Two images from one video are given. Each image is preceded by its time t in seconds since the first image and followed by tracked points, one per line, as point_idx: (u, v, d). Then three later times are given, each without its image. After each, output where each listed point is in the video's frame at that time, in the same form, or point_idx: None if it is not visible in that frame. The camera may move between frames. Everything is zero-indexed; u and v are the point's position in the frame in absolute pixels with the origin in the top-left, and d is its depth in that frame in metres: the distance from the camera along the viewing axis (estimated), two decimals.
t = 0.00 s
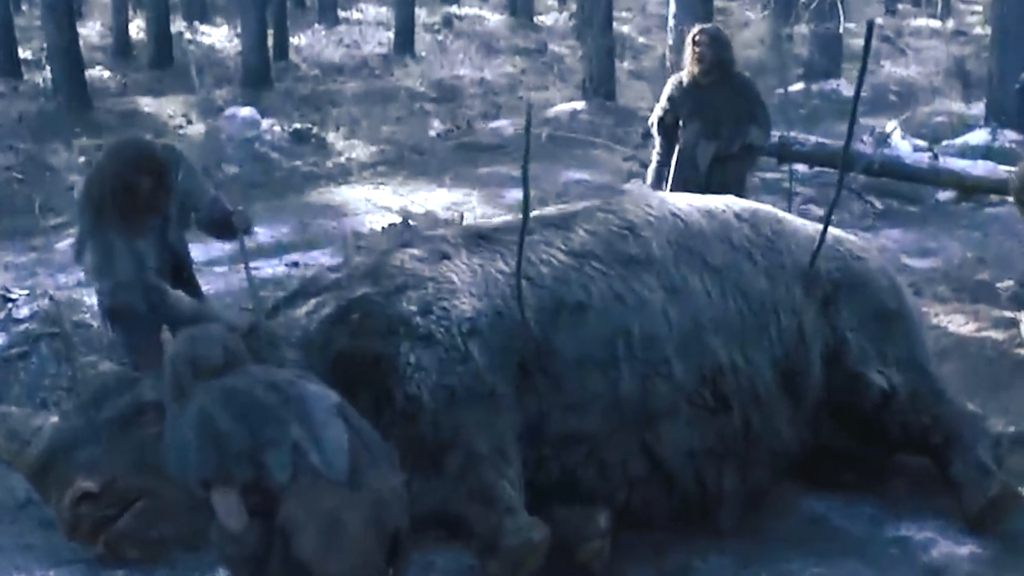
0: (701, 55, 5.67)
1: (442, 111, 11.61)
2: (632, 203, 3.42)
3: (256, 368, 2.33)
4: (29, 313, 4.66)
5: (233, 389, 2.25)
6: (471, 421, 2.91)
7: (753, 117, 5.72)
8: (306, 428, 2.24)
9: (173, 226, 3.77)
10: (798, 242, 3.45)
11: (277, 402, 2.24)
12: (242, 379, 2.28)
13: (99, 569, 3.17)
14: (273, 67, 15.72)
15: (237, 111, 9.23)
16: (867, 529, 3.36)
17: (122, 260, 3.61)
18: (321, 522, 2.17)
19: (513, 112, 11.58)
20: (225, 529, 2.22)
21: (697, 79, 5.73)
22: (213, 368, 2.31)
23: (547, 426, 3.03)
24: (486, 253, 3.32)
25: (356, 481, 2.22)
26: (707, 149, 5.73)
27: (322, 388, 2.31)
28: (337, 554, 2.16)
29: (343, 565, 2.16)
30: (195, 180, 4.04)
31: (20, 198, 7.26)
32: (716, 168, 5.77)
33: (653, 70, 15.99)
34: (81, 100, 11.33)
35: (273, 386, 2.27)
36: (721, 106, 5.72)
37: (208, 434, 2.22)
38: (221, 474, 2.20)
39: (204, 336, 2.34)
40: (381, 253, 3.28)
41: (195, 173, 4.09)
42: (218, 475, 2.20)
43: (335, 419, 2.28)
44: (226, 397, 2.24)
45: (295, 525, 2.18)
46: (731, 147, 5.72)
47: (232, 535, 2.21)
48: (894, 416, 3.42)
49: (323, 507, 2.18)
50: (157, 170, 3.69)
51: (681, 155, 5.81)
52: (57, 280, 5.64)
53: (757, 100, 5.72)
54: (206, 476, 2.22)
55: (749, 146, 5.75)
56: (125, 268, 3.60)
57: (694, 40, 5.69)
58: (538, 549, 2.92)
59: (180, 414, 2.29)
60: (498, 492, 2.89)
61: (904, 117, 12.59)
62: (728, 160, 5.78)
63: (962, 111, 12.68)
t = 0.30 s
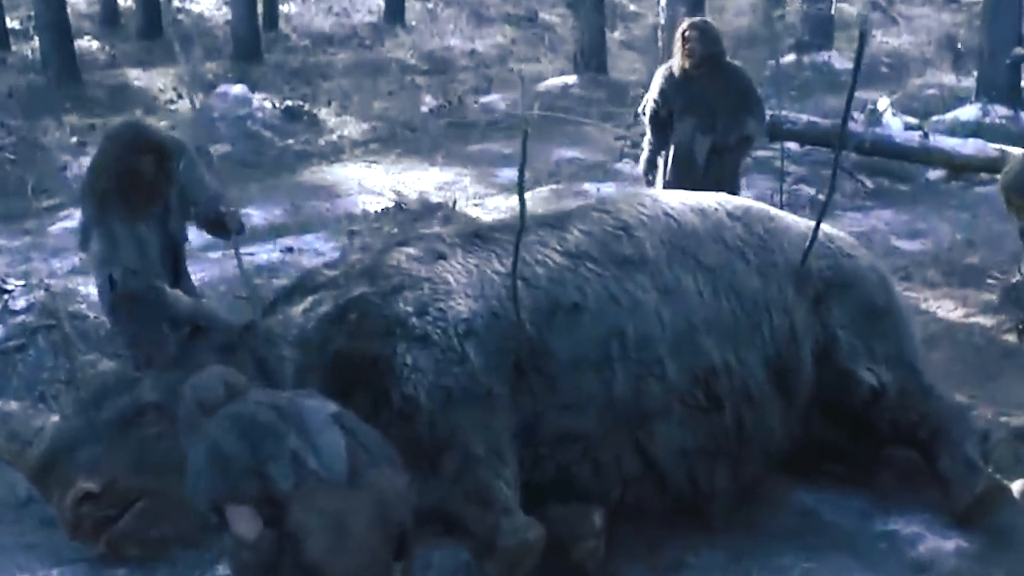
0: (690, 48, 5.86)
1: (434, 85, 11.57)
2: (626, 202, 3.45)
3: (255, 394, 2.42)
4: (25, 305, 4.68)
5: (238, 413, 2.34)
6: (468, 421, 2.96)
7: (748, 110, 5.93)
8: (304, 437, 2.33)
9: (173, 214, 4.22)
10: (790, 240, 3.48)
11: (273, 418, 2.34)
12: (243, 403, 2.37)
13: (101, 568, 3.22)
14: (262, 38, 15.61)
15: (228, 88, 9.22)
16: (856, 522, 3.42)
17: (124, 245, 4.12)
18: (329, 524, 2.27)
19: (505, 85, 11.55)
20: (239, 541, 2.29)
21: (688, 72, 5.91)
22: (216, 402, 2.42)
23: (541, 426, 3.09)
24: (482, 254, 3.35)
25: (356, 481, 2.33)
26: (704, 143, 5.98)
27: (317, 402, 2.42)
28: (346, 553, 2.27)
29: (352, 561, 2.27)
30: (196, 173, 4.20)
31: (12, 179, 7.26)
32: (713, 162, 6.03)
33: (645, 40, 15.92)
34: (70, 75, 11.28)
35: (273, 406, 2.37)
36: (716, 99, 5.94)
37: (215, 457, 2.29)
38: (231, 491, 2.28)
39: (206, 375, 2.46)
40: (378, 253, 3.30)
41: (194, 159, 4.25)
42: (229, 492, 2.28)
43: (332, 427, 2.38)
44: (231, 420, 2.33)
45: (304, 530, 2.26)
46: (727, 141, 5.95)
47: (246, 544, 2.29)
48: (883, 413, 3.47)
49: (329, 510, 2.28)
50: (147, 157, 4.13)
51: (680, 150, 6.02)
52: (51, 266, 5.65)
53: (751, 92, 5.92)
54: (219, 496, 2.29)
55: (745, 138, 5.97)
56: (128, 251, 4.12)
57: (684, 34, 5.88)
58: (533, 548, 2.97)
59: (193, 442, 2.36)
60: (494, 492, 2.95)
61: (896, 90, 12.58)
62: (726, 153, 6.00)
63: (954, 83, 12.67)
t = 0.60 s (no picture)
0: (687, 43, 5.75)
1: (428, 57, 11.53)
2: (623, 200, 3.48)
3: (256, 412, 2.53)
4: (26, 296, 4.71)
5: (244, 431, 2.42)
6: (468, 420, 3.02)
7: (745, 99, 5.84)
8: (307, 444, 2.38)
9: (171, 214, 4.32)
10: (786, 237, 3.52)
11: (275, 429, 2.41)
12: (247, 424, 2.46)
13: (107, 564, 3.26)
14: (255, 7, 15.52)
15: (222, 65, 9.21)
16: (848, 515, 3.49)
17: (125, 245, 4.20)
18: (342, 521, 2.33)
19: (498, 58, 11.51)
20: (263, 548, 2.35)
21: (683, 64, 5.80)
22: (222, 424, 2.55)
23: (540, 424, 3.14)
24: (480, 252, 3.38)
25: (361, 478, 2.40)
26: (700, 134, 5.92)
27: (315, 408, 2.49)
28: (360, 544, 2.34)
29: (367, 552, 2.34)
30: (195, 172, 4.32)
31: (6, 159, 7.26)
32: (713, 152, 5.96)
33: (640, 10, 15.83)
34: (62, 48, 11.20)
35: (274, 417, 2.44)
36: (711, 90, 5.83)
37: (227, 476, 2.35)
38: (247, 504, 2.34)
39: (212, 402, 2.60)
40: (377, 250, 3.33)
41: (192, 158, 4.33)
42: (246, 505, 2.34)
43: (331, 430, 2.44)
44: (239, 439, 2.40)
45: (319, 530, 2.33)
46: (725, 130, 5.89)
47: (269, 547, 2.35)
48: (875, 407, 3.53)
49: (343, 506, 2.34)
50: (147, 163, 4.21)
51: (677, 139, 5.96)
52: (49, 252, 5.67)
53: (746, 82, 5.82)
54: (236, 511, 2.36)
55: (741, 127, 5.91)
56: (128, 252, 4.20)
57: (678, 28, 5.76)
58: (533, 546, 3.03)
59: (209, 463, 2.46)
60: (493, 491, 3.01)
61: (892, 62, 12.55)
62: (723, 142, 5.95)
63: (951, 56, 12.64)
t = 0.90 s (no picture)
0: (682, 29, 5.56)
1: (423, 32, 11.49)
2: (623, 200, 3.52)
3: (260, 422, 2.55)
4: (30, 287, 4.74)
5: (249, 440, 2.44)
6: (470, 420, 3.07)
7: (736, 88, 5.72)
8: (314, 448, 2.42)
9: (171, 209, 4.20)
10: (784, 235, 3.57)
11: (281, 436, 2.45)
12: (253, 432, 2.48)
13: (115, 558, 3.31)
14: None
15: (219, 43, 9.20)
16: (844, 508, 3.55)
17: (126, 243, 4.17)
18: (353, 517, 2.38)
19: (494, 32, 11.47)
20: (276, 550, 2.39)
21: (677, 50, 5.62)
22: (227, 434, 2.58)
23: (541, 423, 3.19)
24: (482, 252, 3.42)
25: (368, 477, 2.44)
26: (691, 121, 5.73)
27: (316, 413, 2.52)
28: (370, 540, 2.39)
29: (379, 548, 2.40)
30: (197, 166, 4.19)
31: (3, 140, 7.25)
32: (703, 141, 5.79)
33: None
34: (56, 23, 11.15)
35: (277, 426, 2.47)
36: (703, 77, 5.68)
37: (237, 484, 2.38)
38: (257, 510, 2.38)
39: (216, 409, 2.62)
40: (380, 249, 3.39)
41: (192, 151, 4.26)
42: (256, 511, 2.38)
43: (336, 434, 2.48)
44: (244, 449, 2.43)
45: (331, 528, 2.38)
46: (717, 119, 5.75)
47: (281, 548, 2.38)
48: (870, 402, 3.59)
49: (352, 505, 2.39)
50: (144, 155, 4.11)
51: (666, 127, 5.76)
52: (50, 238, 5.69)
53: (738, 72, 5.71)
54: (245, 518, 2.39)
55: (732, 116, 5.77)
56: (131, 250, 4.18)
57: (674, 13, 5.57)
58: (535, 544, 3.08)
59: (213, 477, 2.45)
60: (496, 489, 3.06)
61: (888, 35, 12.54)
62: (713, 131, 5.80)
63: (947, 28, 12.62)
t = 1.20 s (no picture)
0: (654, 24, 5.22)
1: (422, 7, 11.47)
2: (627, 200, 3.56)
3: (271, 430, 2.55)
4: (37, 279, 4.78)
5: (262, 450, 2.46)
6: (477, 420, 3.12)
7: (717, 75, 5.36)
8: (329, 453, 2.47)
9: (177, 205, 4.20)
10: (786, 233, 3.62)
11: (297, 442, 2.47)
12: (267, 440, 2.49)
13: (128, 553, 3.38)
14: None
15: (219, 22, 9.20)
16: (841, 501, 3.62)
17: (139, 240, 4.19)
18: (374, 516, 2.43)
19: (494, 7, 11.46)
20: (300, 551, 2.38)
21: (649, 45, 5.28)
22: (240, 443, 2.53)
23: (545, 421, 3.25)
24: (488, 251, 3.46)
25: (383, 476, 2.51)
26: (676, 114, 5.46)
27: (325, 417, 2.56)
28: (391, 536, 2.45)
29: (399, 544, 2.45)
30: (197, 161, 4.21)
31: (5, 122, 7.28)
32: (691, 131, 5.51)
33: None
34: None
35: (289, 433, 2.51)
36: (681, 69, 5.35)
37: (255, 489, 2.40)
38: (278, 515, 2.39)
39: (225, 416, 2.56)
40: (387, 247, 3.44)
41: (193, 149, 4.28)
42: (275, 516, 2.39)
43: (347, 436, 2.54)
44: (259, 460, 2.44)
45: (352, 529, 2.41)
46: (701, 108, 5.45)
47: (304, 548, 2.38)
48: (868, 398, 3.66)
49: (371, 505, 2.44)
50: (155, 153, 4.12)
51: (651, 123, 5.49)
52: (54, 224, 5.73)
53: (715, 57, 5.33)
54: (266, 524, 2.39)
55: (716, 104, 5.44)
56: (143, 247, 4.20)
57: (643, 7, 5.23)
58: (539, 541, 3.14)
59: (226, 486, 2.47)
60: (501, 488, 3.11)
61: (888, 9, 12.51)
62: (700, 121, 5.51)
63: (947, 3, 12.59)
